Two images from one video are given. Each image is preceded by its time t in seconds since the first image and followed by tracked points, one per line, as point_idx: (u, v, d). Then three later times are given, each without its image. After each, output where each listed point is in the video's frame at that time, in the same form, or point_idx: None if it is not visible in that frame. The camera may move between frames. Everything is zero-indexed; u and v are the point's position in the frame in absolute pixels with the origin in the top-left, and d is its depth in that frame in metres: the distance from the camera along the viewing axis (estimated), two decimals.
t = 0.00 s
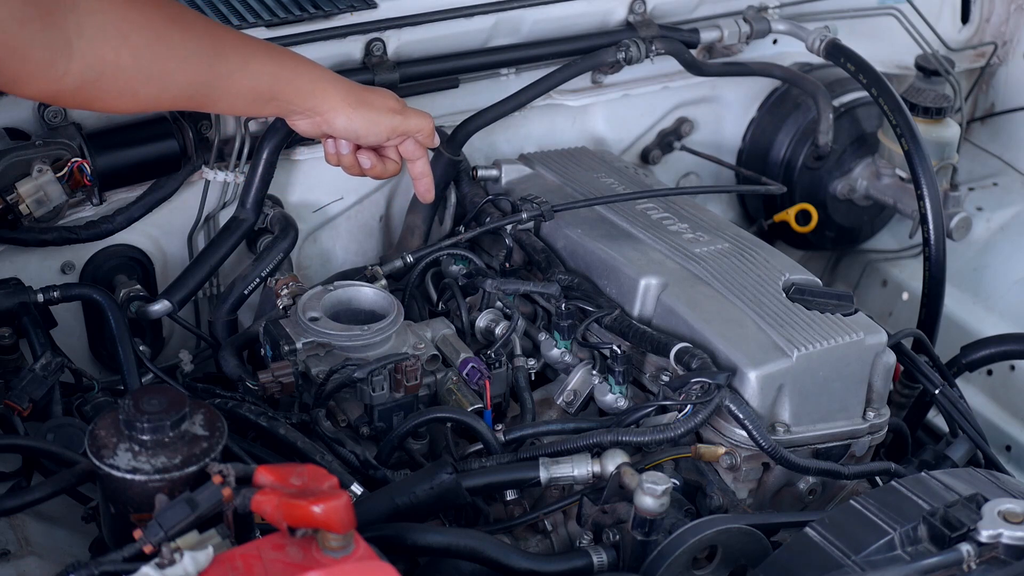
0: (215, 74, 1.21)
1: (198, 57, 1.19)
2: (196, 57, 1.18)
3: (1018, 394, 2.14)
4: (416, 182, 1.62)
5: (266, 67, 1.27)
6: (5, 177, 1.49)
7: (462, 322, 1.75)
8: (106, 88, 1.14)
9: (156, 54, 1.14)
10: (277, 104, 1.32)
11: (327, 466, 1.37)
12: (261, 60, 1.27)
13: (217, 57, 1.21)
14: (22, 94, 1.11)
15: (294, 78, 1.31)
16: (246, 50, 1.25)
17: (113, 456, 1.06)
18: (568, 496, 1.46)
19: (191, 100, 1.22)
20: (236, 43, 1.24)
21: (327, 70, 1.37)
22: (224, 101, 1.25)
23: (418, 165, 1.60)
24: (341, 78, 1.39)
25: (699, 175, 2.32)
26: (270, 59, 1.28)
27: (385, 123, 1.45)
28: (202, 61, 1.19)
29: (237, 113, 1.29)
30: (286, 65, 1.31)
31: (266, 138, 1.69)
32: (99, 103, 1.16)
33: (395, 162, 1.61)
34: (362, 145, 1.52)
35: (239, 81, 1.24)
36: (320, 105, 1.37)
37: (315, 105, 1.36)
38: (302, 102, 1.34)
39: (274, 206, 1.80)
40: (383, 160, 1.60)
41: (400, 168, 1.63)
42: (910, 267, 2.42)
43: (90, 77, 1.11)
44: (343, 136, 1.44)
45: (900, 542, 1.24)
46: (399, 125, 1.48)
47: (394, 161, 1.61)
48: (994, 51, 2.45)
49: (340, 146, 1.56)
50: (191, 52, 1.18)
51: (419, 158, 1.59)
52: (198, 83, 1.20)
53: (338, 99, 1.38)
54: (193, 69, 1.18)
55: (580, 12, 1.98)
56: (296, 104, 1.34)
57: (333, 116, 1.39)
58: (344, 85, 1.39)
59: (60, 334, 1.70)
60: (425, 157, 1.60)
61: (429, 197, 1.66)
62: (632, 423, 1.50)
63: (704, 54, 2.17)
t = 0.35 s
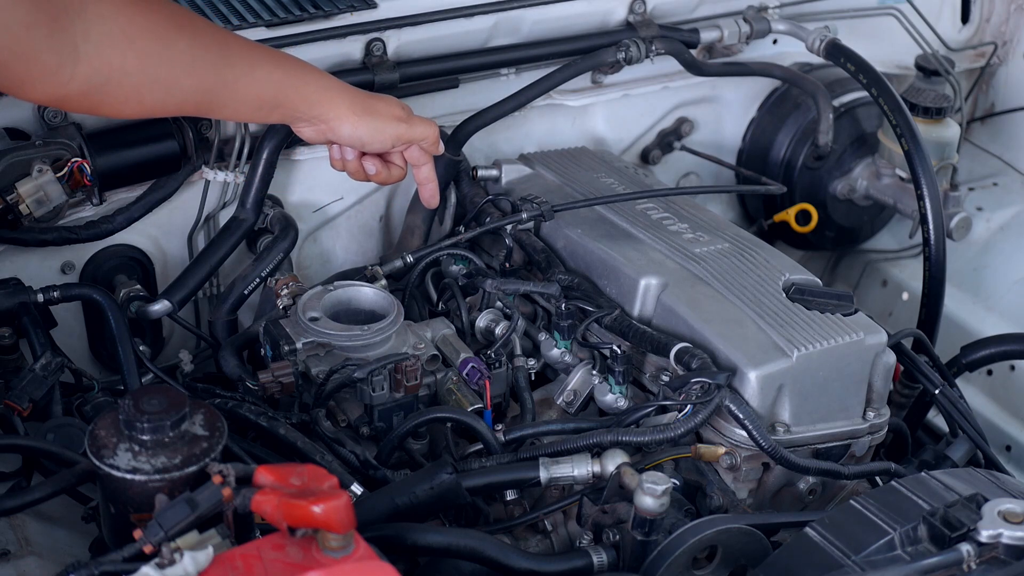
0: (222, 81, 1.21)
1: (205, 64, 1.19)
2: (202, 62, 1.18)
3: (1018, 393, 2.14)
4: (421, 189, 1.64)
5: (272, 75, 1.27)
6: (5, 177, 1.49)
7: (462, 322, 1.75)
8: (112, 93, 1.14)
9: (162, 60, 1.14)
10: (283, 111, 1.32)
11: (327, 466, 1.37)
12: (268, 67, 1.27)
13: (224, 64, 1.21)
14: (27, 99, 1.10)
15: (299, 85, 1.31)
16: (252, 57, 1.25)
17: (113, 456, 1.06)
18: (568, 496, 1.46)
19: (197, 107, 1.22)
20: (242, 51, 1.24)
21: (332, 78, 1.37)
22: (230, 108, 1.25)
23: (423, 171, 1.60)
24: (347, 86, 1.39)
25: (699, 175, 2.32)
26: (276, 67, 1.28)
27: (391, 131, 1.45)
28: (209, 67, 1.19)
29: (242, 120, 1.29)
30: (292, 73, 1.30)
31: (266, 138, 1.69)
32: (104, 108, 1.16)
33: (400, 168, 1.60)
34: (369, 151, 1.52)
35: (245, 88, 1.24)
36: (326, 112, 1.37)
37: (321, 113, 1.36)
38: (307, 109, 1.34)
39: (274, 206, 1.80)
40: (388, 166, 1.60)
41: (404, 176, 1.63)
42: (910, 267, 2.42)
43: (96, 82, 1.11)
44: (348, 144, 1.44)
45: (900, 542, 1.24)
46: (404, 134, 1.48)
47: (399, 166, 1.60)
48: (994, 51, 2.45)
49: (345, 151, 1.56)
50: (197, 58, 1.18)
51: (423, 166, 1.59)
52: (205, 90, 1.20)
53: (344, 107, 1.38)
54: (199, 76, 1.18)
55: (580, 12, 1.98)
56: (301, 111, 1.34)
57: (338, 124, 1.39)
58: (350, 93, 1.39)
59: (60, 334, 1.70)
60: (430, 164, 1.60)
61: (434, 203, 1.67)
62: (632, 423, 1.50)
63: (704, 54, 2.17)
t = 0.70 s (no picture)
0: (224, 80, 1.21)
1: (207, 64, 1.19)
2: (204, 62, 1.18)
3: (1018, 393, 2.14)
4: (416, 195, 1.64)
5: (275, 75, 1.27)
6: (5, 177, 1.49)
7: (462, 322, 1.75)
8: (114, 93, 1.14)
9: (164, 60, 1.14)
10: (285, 110, 1.32)
11: (327, 466, 1.37)
12: (271, 66, 1.27)
13: (226, 63, 1.21)
14: (29, 97, 1.10)
15: (302, 85, 1.31)
16: (255, 56, 1.25)
17: (113, 456, 1.06)
18: (568, 496, 1.46)
19: (199, 106, 1.22)
20: (245, 51, 1.24)
21: (336, 78, 1.37)
22: (232, 107, 1.25)
23: (419, 177, 1.60)
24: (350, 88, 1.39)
25: (699, 175, 2.32)
26: (280, 67, 1.28)
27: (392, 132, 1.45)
28: (212, 67, 1.19)
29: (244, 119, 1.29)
30: (295, 73, 1.30)
31: (266, 138, 1.69)
32: (106, 108, 1.16)
33: (396, 174, 1.61)
34: (367, 155, 1.52)
35: (248, 88, 1.24)
36: (328, 112, 1.37)
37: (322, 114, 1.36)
38: (308, 109, 1.34)
39: (274, 206, 1.80)
40: (385, 171, 1.60)
41: (400, 182, 1.63)
42: (910, 268, 2.42)
43: (99, 81, 1.11)
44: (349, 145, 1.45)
45: (900, 542, 1.24)
46: (405, 138, 1.48)
47: (394, 172, 1.61)
48: (994, 51, 2.45)
49: (343, 154, 1.56)
50: (199, 58, 1.18)
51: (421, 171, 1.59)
52: (207, 89, 1.20)
53: (346, 108, 1.38)
54: (201, 75, 1.18)
55: (580, 12, 1.98)
56: (303, 110, 1.34)
57: (340, 124, 1.39)
58: (353, 95, 1.39)
59: (60, 334, 1.70)
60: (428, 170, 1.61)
61: (426, 210, 1.66)
62: (632, 423, 1.50)
63: (704, 54, 2.17)
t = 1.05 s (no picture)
0: (224, 78, 1.21)
1: (207, 62, 1.19)
2: (204, 60, 1.18)
3: (1018, 393, 2.14)
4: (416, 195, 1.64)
5: (275, 73, 1.27)
6: (5, 177, 1.49)
7: (462, 322, 1.75)
8: (114, 90, 1.14)
9: (164, 57, 1.14)
10: (285, 108, 1.32)
11: (327, 466, 1.37)
12: (271, 64, 1.27)
13: (225, 61, 1.21)
14: (29, 94, 1.10)
15: (303, 84, 1.31)
16: (255, 54, 1.25)
17: (113, 456, 1.06)
18: (568, 496, 1.46)
19: (198, 103, 1.22)
20: (245, 49, 1.24)
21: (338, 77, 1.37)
22: (231, 104, 1.25)
23: (418, 177, 1.61)
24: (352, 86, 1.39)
25: (699, 175, 2.32)
26: (280, 65, 1.28)
27: (392, 130, 1.46)
28: (211, 64, 1.19)
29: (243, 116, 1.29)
30: (295, 71, 1.30)
31: (266, 138, 1.69)
32: (107, 105, 1.16)
33: (394, 175, 1.62)
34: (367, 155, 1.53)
35: (247, 85, 1.24)
36: (329, 110, 1.37)
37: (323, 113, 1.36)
38: (309, 107, 1.34)
39: (274, 206, 1.80)
40: (382, 173, 1.61)
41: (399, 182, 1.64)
42: (910, 268, 2.42)
43: (99, 78, 1.11)
44: (348, 142, 1.45)
45: (900, 542, 1.24)
46: (404, 137, 1.49)
47: (393, 172, 1.61)
48: (994, 51, 2.45)
49: (342, 154, 1.56)
50: (199, 55, 1.18)
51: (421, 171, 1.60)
52: (207, 87, 1.20)
53: (347, 107, 1.38)
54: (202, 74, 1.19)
55: (581, 12, 1.98)
56: (304, 108, 1.34)
57: (340, 122, 1.40)
58: (354, 93, 1.39)
59: (60, 334, 1.70)
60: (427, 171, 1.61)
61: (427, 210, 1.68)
62: (632, 423, 1.50)
63: (704, 54, 2.17)
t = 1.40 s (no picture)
0: (202, 82, 1.20)
1: (185, 65, 1.18)
2: (181, 63, 1.18)
3: (1018, 393, 2.14)
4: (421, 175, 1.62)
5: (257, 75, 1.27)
6: (6, 177, 1.49)
7: (462, 322, 1.75)
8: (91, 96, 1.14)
9: (138, 60, 1.14)
10: (272, 113, 1.31)
11: (327, 466, 1.37)
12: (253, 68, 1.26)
13: (204, 64, 1.20)
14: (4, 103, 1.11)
15: (287, 86, 1.31)
16: (236, 58, 1.24)
17: (113, 456, 1.06)
18: (568, 496, 1.46)
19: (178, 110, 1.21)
20: (225, 53, 1.23)
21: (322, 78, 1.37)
22: (213, 111, 1.24)
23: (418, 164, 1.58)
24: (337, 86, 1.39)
25: (699, 175, 2.32)
26: (262, 68, 1.28)
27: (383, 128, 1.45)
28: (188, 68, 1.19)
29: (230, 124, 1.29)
30: (279, 74, 1.30)
31: (266, 138, 1.69)
32: (84, 114, 1.16)
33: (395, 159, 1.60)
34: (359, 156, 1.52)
35: (227, 90, 1.23)
36: (317, 112, 1.36)
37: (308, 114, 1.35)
38: (296, 109, 1.33)
39: (274, 206, 1.80)
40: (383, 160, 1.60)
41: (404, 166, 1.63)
42: (910, 267, 2.42)
43: (74, 82, 1.11)
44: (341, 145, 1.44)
45: (900, 542, 1.24)
46: (397, 136, 1.47)
47: (397, 157, 1.61)
48: (994, 51, 2.45)
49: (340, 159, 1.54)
50: (176, 58, 1.17)
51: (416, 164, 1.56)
52: (186, 91, 1.19)
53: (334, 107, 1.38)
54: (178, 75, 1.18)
55: (580, 12, 1.98)
56: (291, 112, 1.33)
57: (330, 124, 1.39)
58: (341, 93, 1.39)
59: (60, 334, 1.70)
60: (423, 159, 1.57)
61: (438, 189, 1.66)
62: (632, 423, 1.50)
63: (704, 54, 2.17)
